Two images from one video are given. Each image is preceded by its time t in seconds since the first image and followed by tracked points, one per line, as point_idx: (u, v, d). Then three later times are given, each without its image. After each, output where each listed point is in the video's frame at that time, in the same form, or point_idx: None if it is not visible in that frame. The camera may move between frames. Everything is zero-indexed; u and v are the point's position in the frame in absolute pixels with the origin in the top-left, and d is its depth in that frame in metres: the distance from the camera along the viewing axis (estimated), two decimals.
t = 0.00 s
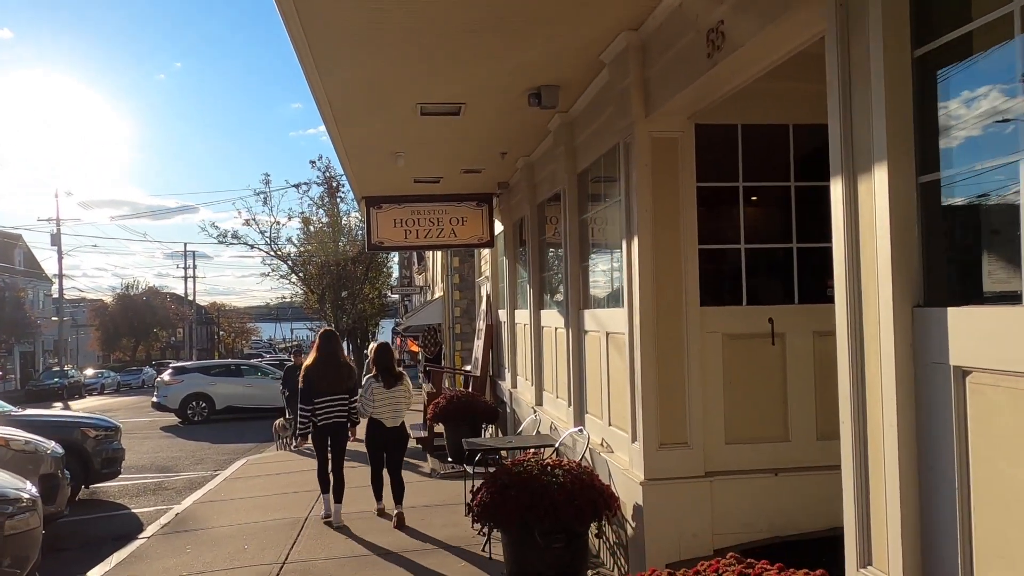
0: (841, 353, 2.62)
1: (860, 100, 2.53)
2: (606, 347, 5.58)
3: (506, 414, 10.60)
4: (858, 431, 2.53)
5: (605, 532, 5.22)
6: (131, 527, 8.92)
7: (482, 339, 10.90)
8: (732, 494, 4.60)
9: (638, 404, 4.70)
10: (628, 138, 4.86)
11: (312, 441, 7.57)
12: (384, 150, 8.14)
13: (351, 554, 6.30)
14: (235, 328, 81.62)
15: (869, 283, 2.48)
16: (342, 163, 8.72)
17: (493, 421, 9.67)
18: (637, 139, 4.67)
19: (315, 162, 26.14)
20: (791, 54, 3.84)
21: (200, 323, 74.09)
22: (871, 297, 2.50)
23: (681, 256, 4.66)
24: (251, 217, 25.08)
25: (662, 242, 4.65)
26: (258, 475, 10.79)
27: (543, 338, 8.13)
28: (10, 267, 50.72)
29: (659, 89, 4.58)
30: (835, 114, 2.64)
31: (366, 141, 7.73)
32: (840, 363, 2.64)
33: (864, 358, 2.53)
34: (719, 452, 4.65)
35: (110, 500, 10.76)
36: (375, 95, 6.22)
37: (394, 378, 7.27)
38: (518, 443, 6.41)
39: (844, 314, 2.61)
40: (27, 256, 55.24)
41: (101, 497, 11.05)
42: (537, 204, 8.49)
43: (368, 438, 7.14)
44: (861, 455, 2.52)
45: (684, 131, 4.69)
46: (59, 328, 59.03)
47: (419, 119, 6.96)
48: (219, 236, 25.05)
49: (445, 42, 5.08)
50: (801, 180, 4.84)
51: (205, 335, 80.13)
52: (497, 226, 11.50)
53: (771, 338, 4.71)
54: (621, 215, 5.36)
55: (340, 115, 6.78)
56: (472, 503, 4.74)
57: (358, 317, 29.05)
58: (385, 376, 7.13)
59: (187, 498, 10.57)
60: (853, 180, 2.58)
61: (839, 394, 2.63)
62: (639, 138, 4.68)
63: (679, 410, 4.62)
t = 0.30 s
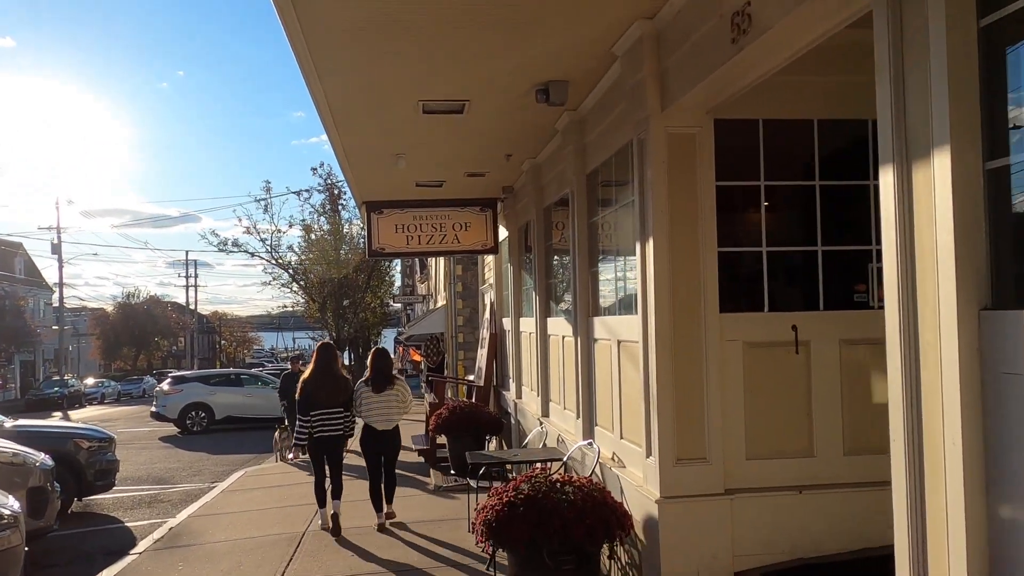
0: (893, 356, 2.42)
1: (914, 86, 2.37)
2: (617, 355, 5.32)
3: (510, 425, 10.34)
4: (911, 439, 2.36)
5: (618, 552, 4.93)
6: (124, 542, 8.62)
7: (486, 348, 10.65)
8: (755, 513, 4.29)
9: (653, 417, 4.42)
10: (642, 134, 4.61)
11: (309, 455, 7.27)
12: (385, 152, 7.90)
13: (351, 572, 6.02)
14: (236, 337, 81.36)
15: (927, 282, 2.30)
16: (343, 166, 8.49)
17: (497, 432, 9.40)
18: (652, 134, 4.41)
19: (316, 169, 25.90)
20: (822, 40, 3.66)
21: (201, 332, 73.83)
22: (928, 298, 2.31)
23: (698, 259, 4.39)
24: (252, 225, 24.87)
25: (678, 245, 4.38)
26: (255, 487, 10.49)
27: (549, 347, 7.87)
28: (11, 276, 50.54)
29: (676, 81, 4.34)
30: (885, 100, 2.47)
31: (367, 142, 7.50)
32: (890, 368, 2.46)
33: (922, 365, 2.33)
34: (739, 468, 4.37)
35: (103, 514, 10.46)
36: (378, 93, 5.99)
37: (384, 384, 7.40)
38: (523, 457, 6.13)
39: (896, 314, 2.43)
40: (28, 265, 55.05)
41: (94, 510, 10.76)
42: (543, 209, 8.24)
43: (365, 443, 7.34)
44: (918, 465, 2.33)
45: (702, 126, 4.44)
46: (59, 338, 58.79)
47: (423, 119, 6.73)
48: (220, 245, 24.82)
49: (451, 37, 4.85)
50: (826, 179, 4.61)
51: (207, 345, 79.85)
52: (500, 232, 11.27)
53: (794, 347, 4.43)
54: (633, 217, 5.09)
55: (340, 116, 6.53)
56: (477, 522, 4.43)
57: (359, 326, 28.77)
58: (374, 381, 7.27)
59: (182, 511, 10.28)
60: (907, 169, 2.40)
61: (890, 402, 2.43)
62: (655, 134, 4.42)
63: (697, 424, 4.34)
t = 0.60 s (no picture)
0: (973, 374, 2.09)
1: (996, 59, 2.02)
2: (633, 368, 4.96)
3: (518, 440, 9.95)
4: (997, 469, 2.03)
5: None
6: (117, 560, 8.25)
7: (493, 360, 10.28)
8: (790, 543, 3.93)
9: (674, 436, 4.04)
10: (659, 129, 4.25)
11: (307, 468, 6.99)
12: (388, 154, 7.57)
13: None
14: (243, 347, 81.18)
15: (1016, 287, 1.96)
16: (343, 169, 8.15)
17: (504, 447, 9.02)
18: (672, 128, 4.06)
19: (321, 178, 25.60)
20: (861, 20, 3.29)
21: (208, 342, 73.66)
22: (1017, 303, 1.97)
23: (723, 263, 4.02)
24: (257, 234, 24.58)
25: (701, 249, 4.02)
26: (254, 502, 10.13)
27: (559, 358, 7.51)
28: (19, 285, 50.52)
29: (696, 70, 3.97)
30: (958, 79, 2.12)
31: (368, 143, 7.16)
32: (969, 386, 2.12)
33: (1012, 384, 1.98)
34: (771, 493, 4.01)
35: (97, 529, 10.11)
36: (380, 90, 5.65)
37: (384, 400, 7.27)
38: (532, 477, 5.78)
39: (976, 323, 2.08)
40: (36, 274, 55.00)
41: (89, 525, 10.40)
42: (552, 214, 7.90)
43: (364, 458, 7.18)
44: (1010, 501, 1.99)
45: (726, 119, 4.09)
46: (66, 347, 58.68)
47: (426, 119, 6.39)
48: (224, 253, 24.54)
49: (458, 26, 4.51)
50: (863, 177, 4.25)
51: (213, 354, 79.70)
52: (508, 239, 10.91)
53: (830, 359, 4.08)
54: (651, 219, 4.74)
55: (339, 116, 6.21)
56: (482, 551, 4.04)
57: (365, 335, 28.43)
58: (375, 396, 7.14)
59: (179, 527, 9.92)
60: (989, 157, 2.06)
61: (972, 427, 2.09)
62: (675, 129, 4.07)
63: (723, 444, 3.96)
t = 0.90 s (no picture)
0: None
1: None
2: (653, 380, 4.67)
3: (527, 451, 9.66)
4: None
5: None
6: None
7: (501, 369, 10.00)
8: (829, 571, 3.63)
9: (700, 456, 3.76)
10: (681, 125, 3.96)
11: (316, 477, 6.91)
12: (392, 155, 7.32)
13: None
14: (249, 354, 81.05)
15: None
16: (347, 171, 7.89)
17: (512, 459, 8.73)
18: (696, 123, 3.76)
19: (327, 184, 25.36)
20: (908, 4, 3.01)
21: (213, 349, 73.56)
22: None
23: (753, 268, 3.74)
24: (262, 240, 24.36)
25: (729, 253, 3.73)
26: (257, 515, 9.86)
27: (571, 367, 7.23)
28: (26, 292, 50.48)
29: (723, 61, 3.68)
30: None
31: (372, 144, 6.89)
32: None
33: None
34: (806, 516, 3.71)
35: (96, 543, 9.84)
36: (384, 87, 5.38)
37: (391, 405, 7.04)
38: (545, 494, 5.50)
39: None
40: (42, 280, 54.95)
41: (87, 538, 10.14)
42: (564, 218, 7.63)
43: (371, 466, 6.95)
44: None
45: (754, 114, 3.80)
46: (72, 354, 58.60)
47: (433, 119, 6.13)
48: (229, 260, 24.32)
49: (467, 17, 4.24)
50: (902, 177, 3.97)
51: (219, 361, 79.59)
52: (516, 244, 10.63)
53: (868, 372, 3.79)
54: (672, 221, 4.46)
55: (342, 116, 5.95)
56: None
57: (370, 342, 28.18)
58: (386, 405, 6.91)
59: (179, 541, 9.65)
60: None
61: None
62: (699, 124, 3.77)
63: (753, 465, 3.67)
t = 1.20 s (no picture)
0: None
1: None
2: (674, 382, 4.45)
3: (533, 458, 9.42)
4: None
5: None
6: None
7: (507, 374, 9.77)
8: None
9: (729, 463, 3.55)
10: (709, 111, 3.74)
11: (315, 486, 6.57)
12: (398, 151, 7.12)
13: None
14: (251, 360, 80.85)
15: None
16: (352, 168, 7.69)
17: (519, 466, 8.49)
18: (725, 110, 3.55)
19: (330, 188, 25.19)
20: None
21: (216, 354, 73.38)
22: None
23: (786, 264, 3.52)
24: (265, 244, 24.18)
25: (761, 248, 3.52)
26: (256, 522, 9.62)
27: (583, 371, 7.01)
28: (28, 296, 50.37)
29: (755, 43, 3.45)
30: None
31: (379, 139, 6.69)
32: None
33: None
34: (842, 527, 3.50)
35: (91, 550, 9.61)
36: (391, 77, 5.17)
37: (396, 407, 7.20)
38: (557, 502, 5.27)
39: None
40: (44, 284, 54.85)
41: (83, 545, 9.91)
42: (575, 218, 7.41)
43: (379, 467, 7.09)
44: None
45: (787, 101, 3.58)
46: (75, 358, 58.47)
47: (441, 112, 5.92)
48: (231, 263, 24.12)
49: None
50: (942, 168, 3.74)
51: (221, 366, 79.37)
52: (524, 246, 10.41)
53: (908, 374, 3.56)
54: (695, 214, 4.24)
55: (347, 108, 5.75)
56: None
57: (373, 348, 27.95)
58: (392, 406, 7.05)
59: (176, 548, 9.42)
60: None
61: None
62: (729, 110, 3.55)
63: (785, 473, 3.47)
